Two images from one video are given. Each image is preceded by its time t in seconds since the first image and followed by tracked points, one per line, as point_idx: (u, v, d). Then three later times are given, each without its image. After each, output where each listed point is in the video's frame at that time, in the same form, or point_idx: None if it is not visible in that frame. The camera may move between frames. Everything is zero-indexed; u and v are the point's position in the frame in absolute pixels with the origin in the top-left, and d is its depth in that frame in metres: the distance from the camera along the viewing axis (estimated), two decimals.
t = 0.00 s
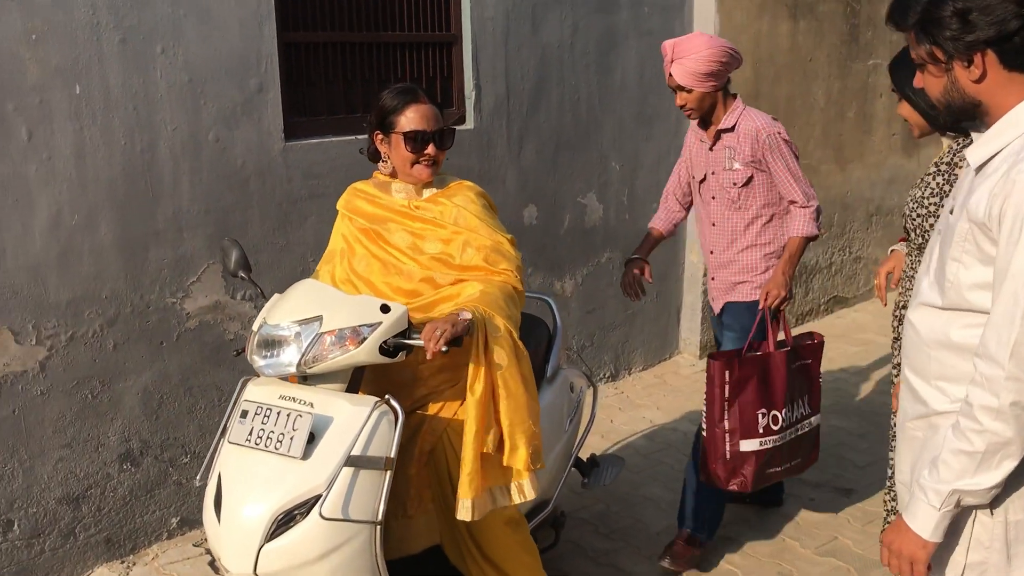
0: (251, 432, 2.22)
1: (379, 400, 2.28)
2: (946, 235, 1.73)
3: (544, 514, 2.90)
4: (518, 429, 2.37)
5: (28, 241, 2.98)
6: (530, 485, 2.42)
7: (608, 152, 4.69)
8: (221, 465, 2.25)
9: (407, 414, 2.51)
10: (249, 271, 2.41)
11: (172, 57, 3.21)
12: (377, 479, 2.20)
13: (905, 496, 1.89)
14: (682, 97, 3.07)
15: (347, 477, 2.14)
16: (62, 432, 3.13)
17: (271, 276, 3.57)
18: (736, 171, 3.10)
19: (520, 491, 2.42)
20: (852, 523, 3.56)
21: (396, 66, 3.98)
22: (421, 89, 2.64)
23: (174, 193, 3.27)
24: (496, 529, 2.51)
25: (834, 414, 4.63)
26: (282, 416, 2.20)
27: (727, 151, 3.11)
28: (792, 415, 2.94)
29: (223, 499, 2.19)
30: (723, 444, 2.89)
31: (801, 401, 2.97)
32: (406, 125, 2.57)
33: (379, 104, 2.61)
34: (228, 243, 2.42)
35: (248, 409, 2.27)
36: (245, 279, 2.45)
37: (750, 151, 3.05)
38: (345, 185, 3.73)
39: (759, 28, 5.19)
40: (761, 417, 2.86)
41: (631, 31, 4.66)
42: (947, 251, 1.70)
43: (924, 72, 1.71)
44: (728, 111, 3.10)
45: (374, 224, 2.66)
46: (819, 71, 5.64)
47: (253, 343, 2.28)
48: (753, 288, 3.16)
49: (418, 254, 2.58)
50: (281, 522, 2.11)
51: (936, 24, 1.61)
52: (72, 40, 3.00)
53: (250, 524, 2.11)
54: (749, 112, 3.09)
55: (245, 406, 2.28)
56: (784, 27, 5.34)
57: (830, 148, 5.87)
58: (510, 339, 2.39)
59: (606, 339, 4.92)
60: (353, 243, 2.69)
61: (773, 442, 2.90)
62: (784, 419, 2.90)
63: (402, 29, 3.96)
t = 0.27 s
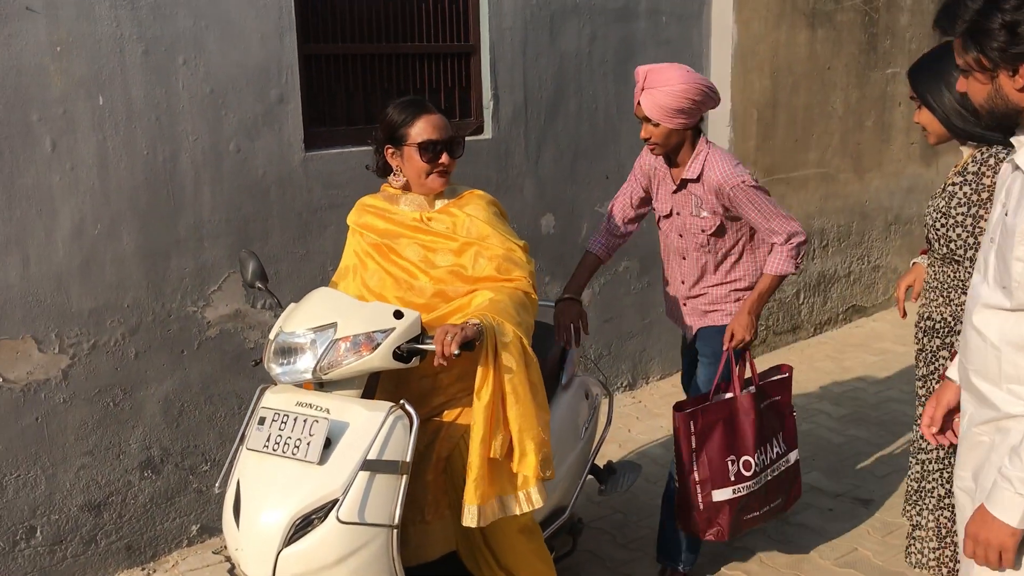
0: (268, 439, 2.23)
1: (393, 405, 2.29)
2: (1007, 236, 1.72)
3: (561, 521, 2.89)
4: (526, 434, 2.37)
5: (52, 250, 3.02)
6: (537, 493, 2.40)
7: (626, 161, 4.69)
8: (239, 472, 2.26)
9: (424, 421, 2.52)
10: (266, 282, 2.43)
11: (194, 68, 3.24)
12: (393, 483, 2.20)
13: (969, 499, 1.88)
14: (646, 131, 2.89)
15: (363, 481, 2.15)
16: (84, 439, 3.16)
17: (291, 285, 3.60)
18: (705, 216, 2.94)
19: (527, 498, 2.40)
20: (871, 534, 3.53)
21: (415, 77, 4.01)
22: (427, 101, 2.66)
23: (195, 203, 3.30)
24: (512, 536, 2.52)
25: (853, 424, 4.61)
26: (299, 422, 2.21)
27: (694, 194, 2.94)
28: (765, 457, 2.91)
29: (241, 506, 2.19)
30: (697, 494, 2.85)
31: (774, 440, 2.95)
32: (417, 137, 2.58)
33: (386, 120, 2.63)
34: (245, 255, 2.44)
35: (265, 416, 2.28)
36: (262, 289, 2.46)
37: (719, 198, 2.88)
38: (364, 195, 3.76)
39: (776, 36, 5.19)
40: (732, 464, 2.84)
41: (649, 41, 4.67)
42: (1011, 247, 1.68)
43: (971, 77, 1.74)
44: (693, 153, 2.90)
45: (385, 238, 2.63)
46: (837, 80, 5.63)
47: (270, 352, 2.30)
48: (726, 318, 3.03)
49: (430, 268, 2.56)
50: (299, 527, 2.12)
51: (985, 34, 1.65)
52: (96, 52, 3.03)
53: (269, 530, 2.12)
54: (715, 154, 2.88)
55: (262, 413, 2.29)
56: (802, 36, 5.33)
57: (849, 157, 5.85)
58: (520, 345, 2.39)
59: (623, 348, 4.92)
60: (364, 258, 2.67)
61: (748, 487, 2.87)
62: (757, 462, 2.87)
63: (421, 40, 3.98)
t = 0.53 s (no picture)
0: (285, 442, 2.23)
1: (409, 407, 2.29)
2: None
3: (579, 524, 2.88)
4: (540, 436, 2.36)
5: (69, 257, 3.03)
6: (550, 492, 2.39)
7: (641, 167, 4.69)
8: (257, 476, 2.27)
9: (441, 426, 2.51)
10: (282, 288, 2.43)
11: (210, 75, 3.25)
12: (410, 485, 2.20)
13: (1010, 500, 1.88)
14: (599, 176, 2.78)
15: (380, 483, 2.15)
16: (100, 445, 3.17)
17: (306, 291, 3.61)
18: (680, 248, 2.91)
19: (540, 499, 2.39)
20: (889, 543, 3.50)
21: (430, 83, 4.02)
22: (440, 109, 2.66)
23: (211, 210, 3.31)
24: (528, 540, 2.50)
25: (870, 431, 4.57)
26: (316, 425, 2.21)
27: (665, 229, 2.89)
28: (730, 472, 2.90)
29: (259, 509, 2.20)
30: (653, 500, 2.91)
31: (746, 456, 2.93)
32: (434, 144, 2.57)
33: (402, 130, 2.62)
34: (261, 261, 2.44)
35: (282, 420, 2.28)
36: (277, 296, 2.46)
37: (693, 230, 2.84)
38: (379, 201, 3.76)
39: (792, 42, 5.17)
40: (688, 475, 2.87)
41: (664, 46, 4.66)
42: None
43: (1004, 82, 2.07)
44: (656, 190, 2.82)
45: (400, 248, 2.63)
46: (853, 86, 5.61)
47: (286, 357, 2.31)
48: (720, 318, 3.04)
49: (446, 277, 2.56)
50: (316, 530, 2.12)
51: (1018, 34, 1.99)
52: (114, 60, 3.05)
53: (287, 533, 2.12)
54: (679, 187, 2.80)
55: (279, 417, 2.29)
56: (817, 42, 5.31)
57: (865, 162, 5.82)
58: (534, 349, 2.39)
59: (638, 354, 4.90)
60: (379, 267, 2.66)
61: (706, 500, 2.89)
62: (717, 477, 2.88)
63: (436, 47, 3.99)
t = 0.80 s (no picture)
0: (296, 444, 2.23)
1: (420, 409, 2.28)
2: None
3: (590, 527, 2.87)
4: (549, 439, 2.35)
5: (81, 259, 3.04)
6: (561, 494, 2.38)
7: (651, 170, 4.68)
8: (269, 478, 2.27)
9: (452, 428, 2.50)
10: (293, 291, 2.44)
11: (222, 79, 3.26)
12: (421, 487, 2.19)
13: None
14: (566, 175, 2.76)
15: (390, 484, 2.14)
16: (111, 447, 3.18)
17: (317, 295, 3.61)
18: (654, 248, 2.88)
19: (550, 500, 2.38)
20: (901, 548, 3.48)
21: (441, 87, 4.02)
22: (451, 112, 2.66)
23: (222, 213, 3.32)
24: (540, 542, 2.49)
25: (881, 436, 4.55)
26: (327, 427, 2.21)
27: (640, 229, 2.86)
28: (691, 477, 2.78)
29: (271, 511, 2.20)
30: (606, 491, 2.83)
31: (714, 465, 2.77)
32: (446, 149, 2.58)
33: (414, 134, 2.62)
34: (272, 265, 2.45)
35: (294, 422, 2.28)
36: (288, 300, 2.46)
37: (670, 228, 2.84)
38: (389, 205, 3.76)
39: (803, 45, 5.16)
40: (643, 472, 2.77)
41: (675, 50, 4.66)
42: None
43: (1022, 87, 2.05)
44: (631, 187, 2.82)
45: (415, 250, 2.63)
46: (864, 89, 5.59)
47: (298, 359, 2.31)
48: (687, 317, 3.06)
49: (459, 279, 2.56)
50: (328, 531, 2.12)
51: None
52: (126, 63, 3.06)
53: (298, 534, 2.12)
54: (654, 183, 2.81)
55: (291, 419, 2.30)
56: (829, 45, 5.30)
57: (876, 166, 5.80)
58: (545, 351, 2.38)
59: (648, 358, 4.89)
60: (393, 269, 2.66)
61: (660, 500, 2.78)
62: (674, 479, 2.76)
63: (447, 50, 4.00)
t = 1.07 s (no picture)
0: (302, 444, 2.23)
1: (425, 410, 2.29)
2: None
3: (594, 529, 2.87)
4: (554, 443, 2.35)
5: (89, 260, 3.05)
6: (564, 499, 2.39)
7: (657, 171, 4.67)
8: (274, 478, 2.27)
9: (457, 429, 2.50)
10: (299, 293, 2.44)
11: (228, 80, 3.27)
12: (426, 487, 2.20)
13: None
14: (544, 164, 2.76)
15: (395, 484, 2.15)
16: (118, 447, 3.19)
17: (323, 295, 3.62)
18: (630, 238, 2.89)
19: (552, 504, 2.39)
20: (908, 550, 3.47)
21: (447, 88, 4.02)
22: (454, 115, 2.65)
23: (229, 214, 3.33)
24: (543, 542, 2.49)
25: (888, 437, 4.54)
26: (333, 427, 2.21)
27: (617, 219, 2.88)
28: (677, 461, 2.71)
29: (277, 511, 2.20)
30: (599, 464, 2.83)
31: (702, 453, 2.68)
32: (451, 153, 2.56)
33: (419, 138, 2.61)
34: (278, 266, 2.45)
35: (299, 422, 2.29)
36: (294, 301, 2.47)
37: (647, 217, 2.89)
38: (395, 206, 3.77)
39: (810, 45, 5.15)
40: (629, 447, 2.75)
41: (681, 50, 4.65)
42: None
43: None
44: (608, 179, 2.87)
45: (420, 253, 2.62)
46: (872, 90, 5.58)
47: (303, 360, 2.31)
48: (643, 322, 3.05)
49: (465, 282, 2.56)
50: (333, 531, 2.12)
51: None
52: (133, 65, 3.07)
53: (304, 534, 2.12)
54: (629, 174, 2.88)
55: (296, 419, 2.30)
56: (836, 45, 5.29)
57: (883, 166, 5.79)
58: (552, 354, 2.39)
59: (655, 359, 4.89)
60: (399, 272, 2.66)
61: (644, 479, 2.74)
62: (658, 458, 2.72)
63: (453, 52, 4.00)
